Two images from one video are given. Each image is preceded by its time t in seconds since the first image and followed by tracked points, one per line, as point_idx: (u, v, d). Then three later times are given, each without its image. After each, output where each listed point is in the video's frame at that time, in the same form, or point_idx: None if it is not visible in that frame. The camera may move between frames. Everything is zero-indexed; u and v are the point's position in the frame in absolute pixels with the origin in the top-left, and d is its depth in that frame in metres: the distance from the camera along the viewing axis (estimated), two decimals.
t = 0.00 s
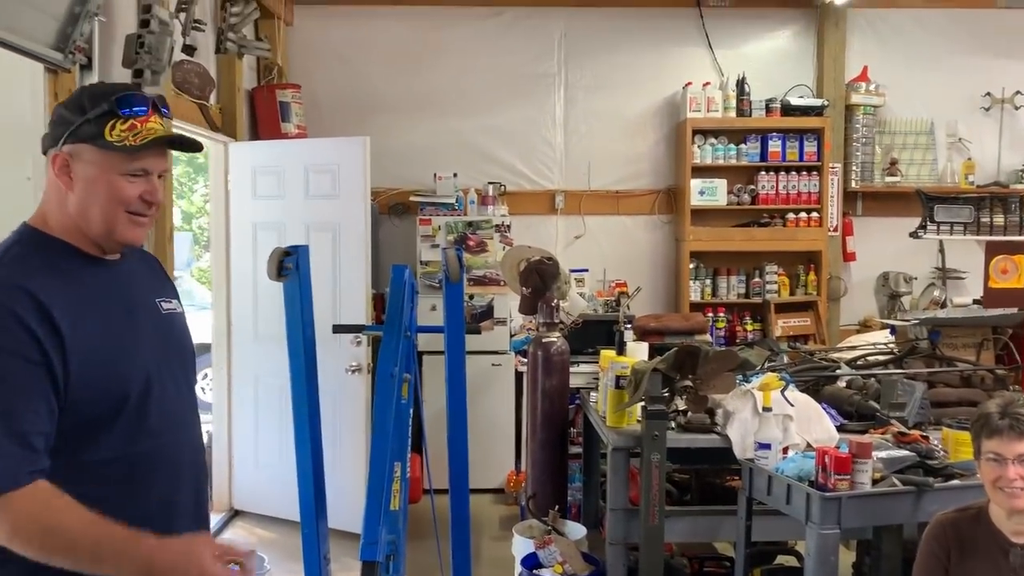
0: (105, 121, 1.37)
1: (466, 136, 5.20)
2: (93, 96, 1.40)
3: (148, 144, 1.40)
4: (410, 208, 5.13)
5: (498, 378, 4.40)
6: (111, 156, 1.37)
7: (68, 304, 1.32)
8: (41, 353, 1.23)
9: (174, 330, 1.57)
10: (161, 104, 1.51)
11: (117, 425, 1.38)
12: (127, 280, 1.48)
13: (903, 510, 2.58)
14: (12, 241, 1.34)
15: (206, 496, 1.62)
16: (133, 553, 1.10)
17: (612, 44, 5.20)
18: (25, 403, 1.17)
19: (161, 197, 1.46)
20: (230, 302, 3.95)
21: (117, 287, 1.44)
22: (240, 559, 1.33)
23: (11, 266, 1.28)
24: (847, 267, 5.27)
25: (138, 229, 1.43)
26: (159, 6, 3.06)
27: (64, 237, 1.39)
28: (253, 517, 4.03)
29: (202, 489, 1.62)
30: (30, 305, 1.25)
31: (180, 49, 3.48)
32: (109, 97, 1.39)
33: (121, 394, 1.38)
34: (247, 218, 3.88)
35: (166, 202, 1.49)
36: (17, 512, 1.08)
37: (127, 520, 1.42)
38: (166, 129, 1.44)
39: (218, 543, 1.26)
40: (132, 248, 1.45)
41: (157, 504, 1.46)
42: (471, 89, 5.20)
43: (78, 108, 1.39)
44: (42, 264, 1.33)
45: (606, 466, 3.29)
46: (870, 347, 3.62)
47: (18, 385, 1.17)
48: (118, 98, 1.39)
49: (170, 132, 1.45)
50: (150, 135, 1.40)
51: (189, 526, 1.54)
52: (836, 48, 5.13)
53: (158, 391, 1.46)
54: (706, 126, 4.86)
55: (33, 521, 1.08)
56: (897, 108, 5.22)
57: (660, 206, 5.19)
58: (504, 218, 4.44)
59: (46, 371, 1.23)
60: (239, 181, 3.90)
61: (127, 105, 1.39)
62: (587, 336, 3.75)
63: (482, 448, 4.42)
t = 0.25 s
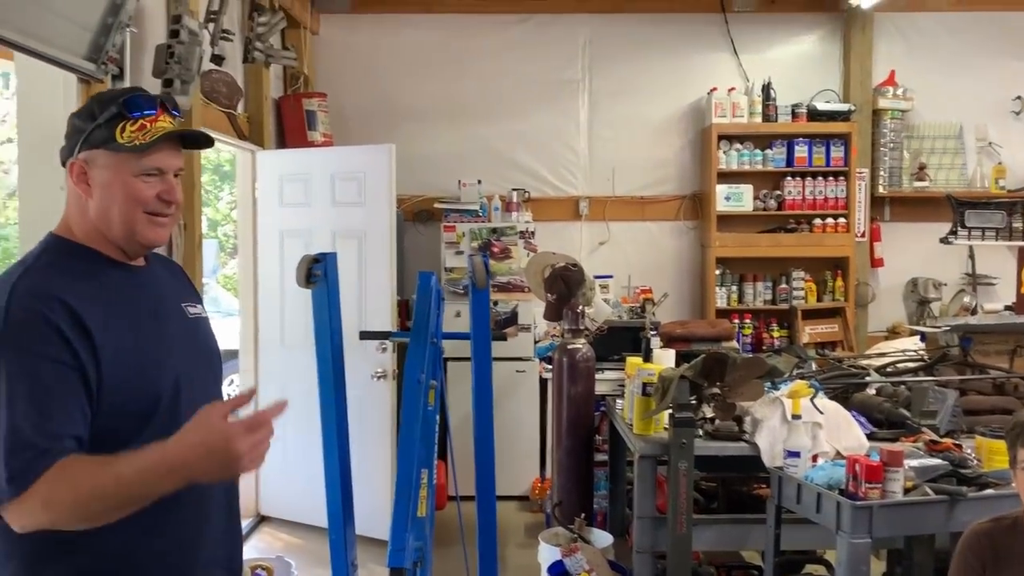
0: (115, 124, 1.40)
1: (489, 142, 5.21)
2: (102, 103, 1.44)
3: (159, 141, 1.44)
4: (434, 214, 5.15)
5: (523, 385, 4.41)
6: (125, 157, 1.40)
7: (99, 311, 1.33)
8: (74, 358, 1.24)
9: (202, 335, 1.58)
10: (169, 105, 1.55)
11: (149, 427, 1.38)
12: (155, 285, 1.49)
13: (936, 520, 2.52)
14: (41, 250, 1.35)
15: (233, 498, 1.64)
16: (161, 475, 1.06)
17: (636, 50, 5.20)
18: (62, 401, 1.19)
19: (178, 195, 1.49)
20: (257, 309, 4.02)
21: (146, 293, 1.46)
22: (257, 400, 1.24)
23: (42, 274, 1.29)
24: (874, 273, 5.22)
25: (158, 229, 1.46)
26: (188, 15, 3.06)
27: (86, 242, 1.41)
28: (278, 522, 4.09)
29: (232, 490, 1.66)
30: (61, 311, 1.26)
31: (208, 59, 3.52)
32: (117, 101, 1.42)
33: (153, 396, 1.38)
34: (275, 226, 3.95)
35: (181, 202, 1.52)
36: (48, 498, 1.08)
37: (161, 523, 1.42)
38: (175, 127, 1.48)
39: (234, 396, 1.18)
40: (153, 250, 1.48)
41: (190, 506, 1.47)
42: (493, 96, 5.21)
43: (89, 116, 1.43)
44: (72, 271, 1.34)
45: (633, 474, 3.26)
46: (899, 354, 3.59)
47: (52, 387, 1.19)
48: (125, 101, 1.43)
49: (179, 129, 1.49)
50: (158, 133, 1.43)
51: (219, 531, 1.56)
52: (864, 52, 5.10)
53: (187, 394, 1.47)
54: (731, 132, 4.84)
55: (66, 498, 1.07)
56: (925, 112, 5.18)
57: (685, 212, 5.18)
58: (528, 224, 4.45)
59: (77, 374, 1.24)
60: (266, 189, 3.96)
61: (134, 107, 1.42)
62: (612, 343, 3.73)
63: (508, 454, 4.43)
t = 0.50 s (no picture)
0: (129, 126, 1.45)
1: (511, 148, 5.22)
2: (115, 107, 1.48)
3: (170, 139, 1.48)
4: (456, 220, 5.17)
5: (545, 391, 4.41)
6: (140, 158, 1.44)
7: (124, 314, 1.37)
8: (105, 358, 1.28)
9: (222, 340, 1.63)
10: (180, 103, 1.59)
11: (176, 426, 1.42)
12: (176, 291, 1.54)
13: (967, 531, 2.44)
14: (66, 257, 1.39)
15: (257, 503, 1.68)
16: (155, 411, 1.01)
17: (658, 55, 5.19)
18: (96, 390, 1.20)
19: (196, 193, 1.53)
20: (280, 314, 4.09)
21: (168, 298, 1.50)
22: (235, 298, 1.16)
23: (70, 280, 1.33)
24: (900, 279, 5.18)
25: (179, 228, 1.51)
26: (214, 23, 3.09)
27: (112, 246, 1.46)
28: (301, 527, 4.12)
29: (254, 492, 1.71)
30: (88, 313, 1.30)
31: (233, 66, 3.55)
32: (129, 103, 1.47)
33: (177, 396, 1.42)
34: (297, 232, 4.01)
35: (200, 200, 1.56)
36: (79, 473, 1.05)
37: (188, 526, 1.44)
38: (186, 125, 1.52)
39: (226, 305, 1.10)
40: (176, 249, 1.53)
41: (217, 508, 1.50)
42: (514, 102, 5.22)
43: (104, 121, 1.48)
44: (99, 277, 1.39)
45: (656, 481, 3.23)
46: (926, 362, 3.55)
47: (85, 379, 1.20)
48: (136, 102, 1.47)
49: (190, 126, 1.53)
50: (171, 131, 1.47)
51: (243, 537, 1.59)
52: (890, 56, 5.06)
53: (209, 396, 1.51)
54: (754, 137, 4.82)
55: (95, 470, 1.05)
56: (951, 117, 5.13)
57: (708, 218, 5.15)
58: (549, 230, 4.46)
59: (110, 371, 1.28)
60: (289, 198, 4.04)
61: (146, 108, 1.47)
62: (634, 350, 3.70)
63: (531, 459, 4.44)
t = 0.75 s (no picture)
0: (137, 130, 1.46)
1: (529, 154, 5.22)
2: (123, 111, 1.49)
3: (177, 141, 1.48)
4: (474, 226, 5.17)
5: (562, 398, 4.41)
6: (149, 161, 1.45)
7: (144, 312, 1.38)
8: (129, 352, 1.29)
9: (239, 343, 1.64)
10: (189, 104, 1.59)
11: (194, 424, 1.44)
12: (192, 292, 1.55)
13: (990, 543, 2.38)
14: (84, 259, 1.41)
15: (272, 505, 1.68)
16: (201, 354, 1.00)
17: (677, 61, 5.18)
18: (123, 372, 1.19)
19: (208, 193, 1.53)
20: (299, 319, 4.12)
21: (185, 299, 1.52)
22: (335, 268, 1.21)
23: (90, 278, 1.34)
24: (922, 287, 5.13)
25: (192, 228, 1.52)
26: (234, 30, 3.11)
27: (128, 249, 1.48)
28: (318, 532, 4.14)
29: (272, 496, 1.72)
30: (111, 306, 1.31)
31: (254, 73, 3.58)
32: (136, 107, 1.47)
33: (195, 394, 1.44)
34: (316, 238, 4.06)
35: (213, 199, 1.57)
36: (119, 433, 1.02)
37: (205, 524, 1.45)
38: (195, 125, 1.52)
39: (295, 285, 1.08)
40: (191, 250, 1.54)
41: (233, 507, 1.51)
42: (532, 108, 5.22)
43: (114, 127, 1.49)
44: (118, 277, 1.40)
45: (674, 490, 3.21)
46: (948, 371, 3.51)
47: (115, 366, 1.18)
48: (143, 105, 1.48)
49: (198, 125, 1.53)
50: (179, 134, 1.48)
51: (259, 538, 1.61)
52: (911, 62, 5.02)
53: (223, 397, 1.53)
54: (774, 144, 4.79)
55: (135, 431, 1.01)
56: (974, 124, 5.08)
57: (727, 224, 5.13)
58: (567, 236, 4.46)
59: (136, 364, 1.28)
60: (308, 203, 4.07)
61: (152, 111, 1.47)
62: (652, 357, 3.70)
63: (548, 466, 4.44)
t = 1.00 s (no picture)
0: (145, 134, 1.46)
1: (538, 160, 5.22)
2: (130, 117, 1.50)
3: (183, 143, 1.50)
4: (482, 232, 5.18)
5: (570, 404, 4.41)
6: (156, 165, 1.47)
7: (154, 318, 1.38)
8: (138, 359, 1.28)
9: (248, 347, 1.63)
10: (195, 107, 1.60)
11: (202, 429, 1.44)
12: (201, 296, 1.55)
13: (1001, 553, 2.35)
14: (94, 265, 1.41)
15: (280, 509, 1.69)
16: (242, 465, 1.02)
17: (686, 66, 5.17)
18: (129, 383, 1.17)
19: (215, 195, 1.55)
20: (306, 323, 4.14)
21: (195, 304, 1.52)
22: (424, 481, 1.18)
23: (100, 283, 1.34)
24: (931, 294, 5.11)
25: (200, 230, 1.54)
26: (243, 36, 3.11)
27: (137, 253, 1.49)
28: (325, 537, 4.14)
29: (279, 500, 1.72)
30: (121, 313, 1.30)
31: (263, 78, 3.60)
32: (143, 111, 1.47)
33: (205, 399, 1.44)
34: (323, 242, 4.06)
35: (220, 200, 1.59)
36: (136, 468, 1.02)
37: (212, 529, 1.46)
38: (201, 127, 1.53)
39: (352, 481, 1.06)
40: (200, 251, 1.56)
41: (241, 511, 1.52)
42: (540, 114, 5.23)
43: (121, 133, 1.50)
44: (128, 281, 1.40)
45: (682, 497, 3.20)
46: (958, 378, 3.49)
47: (120, 383, 1.14)
48: (149, 110, 1.48)
49: (205, 128, 1.53)
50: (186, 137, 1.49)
51: (265, 541, 1.61)
52: (921, 68, 5.00)
53: (235, 401, 1.52)
54: (783, 150, 4.78)
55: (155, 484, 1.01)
56: (985, 130, 5.06)
57: (735, 230, 5.11)
58: (575, 242, 4.46)
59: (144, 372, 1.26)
60: (316, 208, 4.09)
61: (159, 115, 1.48)
62: (660, 363, 3.69)
63: (555, 471, 4.44)
